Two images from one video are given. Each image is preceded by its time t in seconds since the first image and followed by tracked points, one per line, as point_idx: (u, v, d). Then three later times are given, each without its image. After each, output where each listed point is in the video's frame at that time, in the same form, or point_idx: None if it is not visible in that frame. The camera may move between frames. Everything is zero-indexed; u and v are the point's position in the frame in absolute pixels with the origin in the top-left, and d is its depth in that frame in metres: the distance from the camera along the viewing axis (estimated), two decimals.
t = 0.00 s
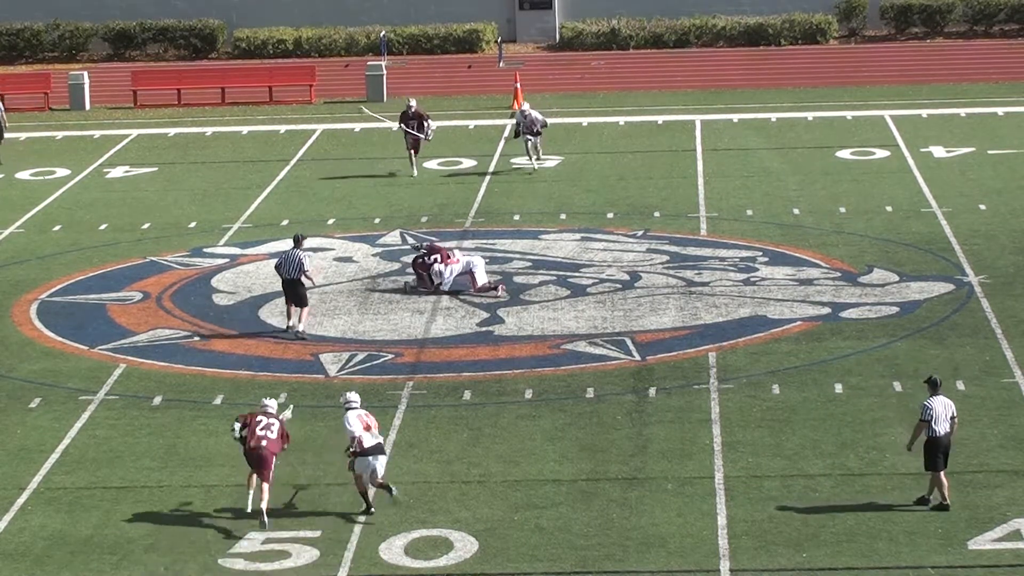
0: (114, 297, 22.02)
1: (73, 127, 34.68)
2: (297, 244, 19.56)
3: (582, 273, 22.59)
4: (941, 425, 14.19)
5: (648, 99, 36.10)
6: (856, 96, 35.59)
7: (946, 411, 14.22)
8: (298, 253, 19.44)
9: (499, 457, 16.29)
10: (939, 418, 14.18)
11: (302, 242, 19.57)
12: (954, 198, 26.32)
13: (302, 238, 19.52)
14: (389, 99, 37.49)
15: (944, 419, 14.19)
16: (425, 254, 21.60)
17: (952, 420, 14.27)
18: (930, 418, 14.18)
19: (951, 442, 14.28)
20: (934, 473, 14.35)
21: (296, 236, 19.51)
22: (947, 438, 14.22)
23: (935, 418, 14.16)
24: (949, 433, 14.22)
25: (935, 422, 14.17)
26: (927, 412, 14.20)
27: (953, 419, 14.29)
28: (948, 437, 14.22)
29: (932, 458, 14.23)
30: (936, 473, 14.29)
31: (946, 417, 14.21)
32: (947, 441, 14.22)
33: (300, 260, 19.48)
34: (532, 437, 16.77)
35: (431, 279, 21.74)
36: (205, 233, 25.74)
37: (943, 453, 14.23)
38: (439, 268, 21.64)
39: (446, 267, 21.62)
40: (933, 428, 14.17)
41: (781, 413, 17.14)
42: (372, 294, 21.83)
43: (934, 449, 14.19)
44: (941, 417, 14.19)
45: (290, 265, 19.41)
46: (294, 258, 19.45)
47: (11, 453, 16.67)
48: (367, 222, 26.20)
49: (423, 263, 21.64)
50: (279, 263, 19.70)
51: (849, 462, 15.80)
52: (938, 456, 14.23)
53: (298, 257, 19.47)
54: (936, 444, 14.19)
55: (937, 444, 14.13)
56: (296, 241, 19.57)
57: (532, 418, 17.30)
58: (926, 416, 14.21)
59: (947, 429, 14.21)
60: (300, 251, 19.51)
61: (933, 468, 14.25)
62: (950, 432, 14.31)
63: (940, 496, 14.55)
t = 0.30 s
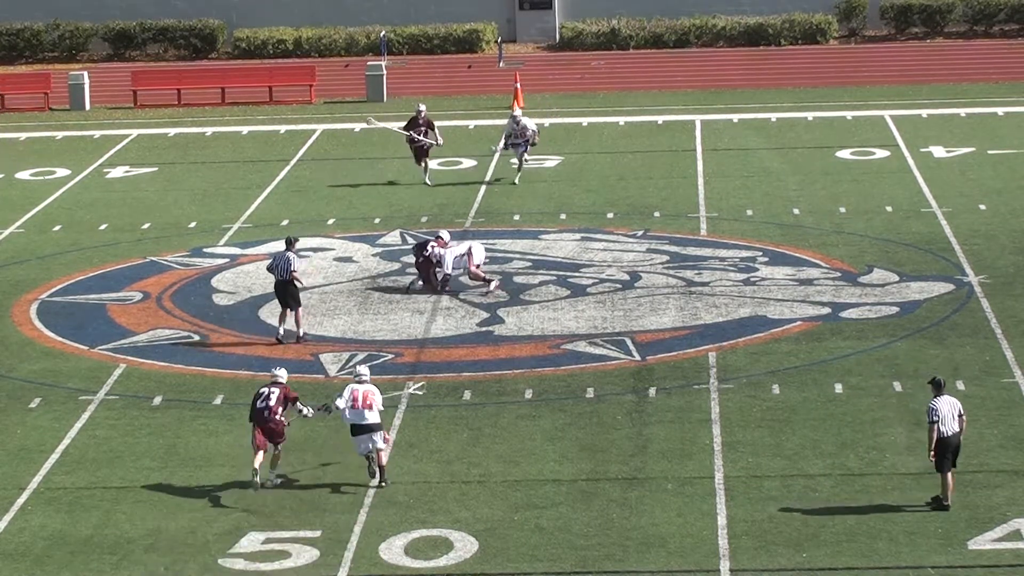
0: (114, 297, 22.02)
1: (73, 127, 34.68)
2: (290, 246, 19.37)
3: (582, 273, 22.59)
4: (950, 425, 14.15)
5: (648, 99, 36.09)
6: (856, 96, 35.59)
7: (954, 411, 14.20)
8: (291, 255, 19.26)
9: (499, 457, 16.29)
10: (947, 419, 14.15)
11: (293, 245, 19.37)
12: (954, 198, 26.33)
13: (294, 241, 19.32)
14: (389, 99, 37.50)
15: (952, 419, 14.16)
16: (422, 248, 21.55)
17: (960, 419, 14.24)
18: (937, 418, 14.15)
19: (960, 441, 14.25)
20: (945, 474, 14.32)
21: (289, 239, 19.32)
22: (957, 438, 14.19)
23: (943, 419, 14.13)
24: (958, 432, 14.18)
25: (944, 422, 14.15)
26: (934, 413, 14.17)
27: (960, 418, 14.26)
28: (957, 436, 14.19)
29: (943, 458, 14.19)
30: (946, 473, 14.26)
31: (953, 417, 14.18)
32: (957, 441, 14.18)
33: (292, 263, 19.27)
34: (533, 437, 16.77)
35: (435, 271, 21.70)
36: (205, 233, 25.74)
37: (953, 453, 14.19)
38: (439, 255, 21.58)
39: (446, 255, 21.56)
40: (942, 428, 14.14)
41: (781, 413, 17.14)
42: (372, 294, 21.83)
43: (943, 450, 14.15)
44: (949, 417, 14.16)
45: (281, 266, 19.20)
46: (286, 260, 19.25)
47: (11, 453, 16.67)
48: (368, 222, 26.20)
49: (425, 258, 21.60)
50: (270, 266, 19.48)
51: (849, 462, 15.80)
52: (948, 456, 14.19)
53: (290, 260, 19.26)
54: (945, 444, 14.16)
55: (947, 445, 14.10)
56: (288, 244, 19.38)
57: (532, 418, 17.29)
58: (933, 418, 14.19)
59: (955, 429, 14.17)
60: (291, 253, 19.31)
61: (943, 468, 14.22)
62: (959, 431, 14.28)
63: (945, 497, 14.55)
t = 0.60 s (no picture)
0: (114, 297, 22.02)
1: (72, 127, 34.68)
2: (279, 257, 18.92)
3: (582, 273, 22.58)
4: (956, 426, 14.13)
5: (648, 99, 36.09)
6: (856, 95, 35.58)
7: (962, 411, 14.16)
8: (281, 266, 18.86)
9: (499, 457, 16.29)
10: (953, 419, 14.12)
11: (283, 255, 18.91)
12: (954, 198, 26.32)
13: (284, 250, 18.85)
14: (389, 99, 37.50)
15: (958, 420, 14.13)
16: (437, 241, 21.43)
17: (967, 420, 14.20)
18: (943, 418, 14.13)
19: (968, 442, 14.20)
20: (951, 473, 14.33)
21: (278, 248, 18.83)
22: (963, 438, 14.16)
23: (948, 420, 14.11)
24: (964, 433, 14.14)
25: (950, 423, 14.12)
26: (941, 412, 14.15)
27: (968, 418, 14.22)
28: (963, 438, 14.15)
29: (948, 458, 14.19)
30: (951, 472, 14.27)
31: (960, 417, 14.14)
32: (962, 441, 14.15)
33: (281, 274, 18.89)
34: (532, 437, 16.76)
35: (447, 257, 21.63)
36: (205, 233, 25.74)
37: (958, 454, 14.18)
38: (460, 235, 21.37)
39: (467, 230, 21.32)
40: (948, 428, 14.12)
41: (781, 413, 17.14)
42: (371, 294, 21.83)
43: (948, 450, 14.15)
44: (956, 417, 14.13)
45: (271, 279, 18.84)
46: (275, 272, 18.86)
47: (11, 453, 16.67)
48: (367, 222, 26.21)
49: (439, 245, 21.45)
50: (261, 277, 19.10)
51: (849, 461, 15.80)
52: (954, 456, 14.18)
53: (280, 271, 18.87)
54: (950, 444, 14.14)
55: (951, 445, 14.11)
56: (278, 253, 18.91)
57: (531, 418, 17.29)
58: (940, 417, 14.17)
59: (962, 430, 14.14)
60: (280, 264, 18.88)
61: (948, 468, 14.22)
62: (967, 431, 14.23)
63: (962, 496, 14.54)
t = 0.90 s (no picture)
0: (114, 297, 22.02)
1: (72, 127, 34.68)
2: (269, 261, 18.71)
3: (582, 273, 22.57)
4: (968, 426, 14.08)
5: (648, 99, 36.08)
6: (856, 96, 35.57)
7: (977, 411, 14.09)
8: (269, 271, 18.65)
9: (499, 456, 16.29)
10: (966, 419, 14.09)
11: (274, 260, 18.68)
12: (954, 198, 26.32)
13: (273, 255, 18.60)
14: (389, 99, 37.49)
15: (971, 420, 14.08)
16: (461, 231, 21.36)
17: (983, 421, 14.11)
18: (956, 417, 14.13)
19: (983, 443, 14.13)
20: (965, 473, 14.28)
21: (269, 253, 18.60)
22: (976, 439, 14.09)
23: (960, 418, 14.09)
24: (977, 433, 14.08)
25: (961, 422, 14.11)
26: (955, 412, 14.15)
27: (985, 420, 14.12)
28: (975, 438, 14.09)
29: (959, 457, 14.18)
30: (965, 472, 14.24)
31: (974, 418, 14.08)
32: (974, 442, 14.09)
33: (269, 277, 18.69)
34: (533, 437, 16.76)
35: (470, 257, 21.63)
36: (205, 233, 25.74)
37: (970, 454, 14.12)
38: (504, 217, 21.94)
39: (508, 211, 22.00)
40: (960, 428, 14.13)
41: (781, 413, 17.13)
42: (371, 294, 21.82)
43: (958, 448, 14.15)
44: (968, 417, 14.08)
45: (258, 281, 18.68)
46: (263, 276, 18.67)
47: (11, 453, 16.67)
48: (367, 221, 26.21)
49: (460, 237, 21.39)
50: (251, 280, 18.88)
51: (849, 461, 15.81)
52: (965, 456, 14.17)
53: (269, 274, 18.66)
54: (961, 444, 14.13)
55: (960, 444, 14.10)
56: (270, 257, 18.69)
57: (531, 418, 17.29)
58: (954, 415, 14.16)
59: (975, 430, 14.08)
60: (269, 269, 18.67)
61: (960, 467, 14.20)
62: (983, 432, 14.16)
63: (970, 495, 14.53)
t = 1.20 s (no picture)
0: (114, 297, 22.02)
1: (72, 127, 34.68)
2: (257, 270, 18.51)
3: (582, 274, 22.57)
4: (981, 424, 14.13)
5: (648, 99, 36.08)
6: (856, 96, 35.57)
7: (990, 409, 14.09)
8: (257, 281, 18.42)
9: (499, 456, 16.29)
10: (980, 417, 14.13)
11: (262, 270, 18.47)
12: (954, 198, 26.32)
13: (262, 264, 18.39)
14: (389, 99, 37.50)
15: (986, 419, 14.11)
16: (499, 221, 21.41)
17: (998, 420, 14.11)
18: (969, 413, 14.20)
19: (994, 441, 14.14)
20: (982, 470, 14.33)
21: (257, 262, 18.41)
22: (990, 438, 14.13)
23: (974, 417, 14.15)
24: (991, 432, 14.11)
25: (973, 419, 14.17)
26: (969, 408, 14.23)
27: (1000, 419, 14.11)
28: (989, 436, 14.13)
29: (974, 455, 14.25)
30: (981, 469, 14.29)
31: (988, 416, 14.10)
32: (987, 441, 14.13)
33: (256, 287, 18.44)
34: (533, 437, 16.77)
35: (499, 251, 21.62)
36: (205, 233, 25.74)
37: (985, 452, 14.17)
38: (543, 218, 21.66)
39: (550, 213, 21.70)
40: (971, 424, 14.19)
41: (781, 413, 17.13)
42: (372, 294, 21.83)
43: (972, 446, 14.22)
44: (982, 416, 14.11)
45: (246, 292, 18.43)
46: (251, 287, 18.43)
47: (11, 453, 16.66)
48: (368, 221, 26.21)
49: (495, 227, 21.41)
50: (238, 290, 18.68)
51: (849, 461, 15.81)
52: (975, 452, 14.25)
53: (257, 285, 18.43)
54: (974, 440, 14.19)
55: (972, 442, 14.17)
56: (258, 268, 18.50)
57: (531, 418, 17.29)
58: (970, 413, 14.22)
59: (989, 428, 14.11)
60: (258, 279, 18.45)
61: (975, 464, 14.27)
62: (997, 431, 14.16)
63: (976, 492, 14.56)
